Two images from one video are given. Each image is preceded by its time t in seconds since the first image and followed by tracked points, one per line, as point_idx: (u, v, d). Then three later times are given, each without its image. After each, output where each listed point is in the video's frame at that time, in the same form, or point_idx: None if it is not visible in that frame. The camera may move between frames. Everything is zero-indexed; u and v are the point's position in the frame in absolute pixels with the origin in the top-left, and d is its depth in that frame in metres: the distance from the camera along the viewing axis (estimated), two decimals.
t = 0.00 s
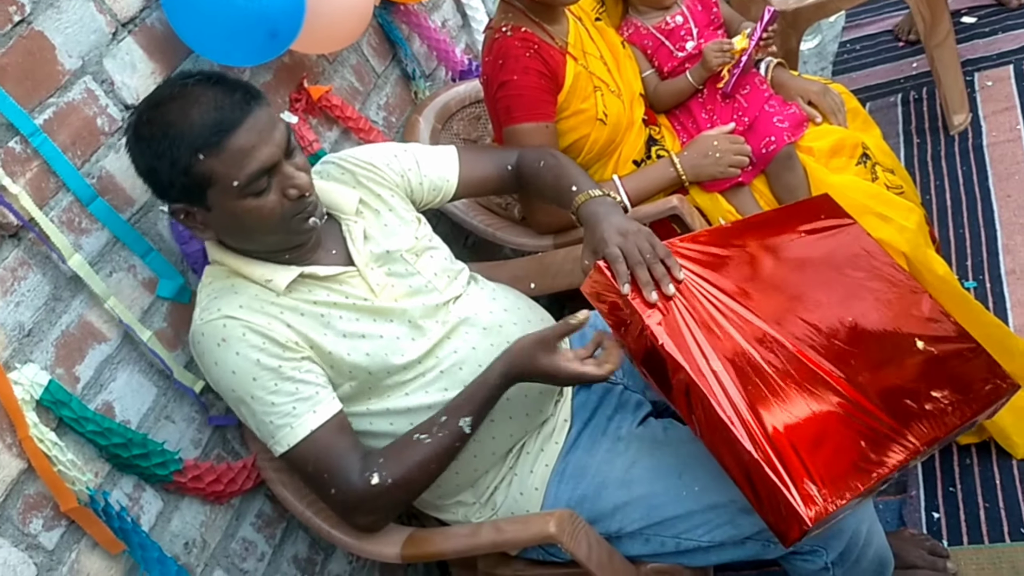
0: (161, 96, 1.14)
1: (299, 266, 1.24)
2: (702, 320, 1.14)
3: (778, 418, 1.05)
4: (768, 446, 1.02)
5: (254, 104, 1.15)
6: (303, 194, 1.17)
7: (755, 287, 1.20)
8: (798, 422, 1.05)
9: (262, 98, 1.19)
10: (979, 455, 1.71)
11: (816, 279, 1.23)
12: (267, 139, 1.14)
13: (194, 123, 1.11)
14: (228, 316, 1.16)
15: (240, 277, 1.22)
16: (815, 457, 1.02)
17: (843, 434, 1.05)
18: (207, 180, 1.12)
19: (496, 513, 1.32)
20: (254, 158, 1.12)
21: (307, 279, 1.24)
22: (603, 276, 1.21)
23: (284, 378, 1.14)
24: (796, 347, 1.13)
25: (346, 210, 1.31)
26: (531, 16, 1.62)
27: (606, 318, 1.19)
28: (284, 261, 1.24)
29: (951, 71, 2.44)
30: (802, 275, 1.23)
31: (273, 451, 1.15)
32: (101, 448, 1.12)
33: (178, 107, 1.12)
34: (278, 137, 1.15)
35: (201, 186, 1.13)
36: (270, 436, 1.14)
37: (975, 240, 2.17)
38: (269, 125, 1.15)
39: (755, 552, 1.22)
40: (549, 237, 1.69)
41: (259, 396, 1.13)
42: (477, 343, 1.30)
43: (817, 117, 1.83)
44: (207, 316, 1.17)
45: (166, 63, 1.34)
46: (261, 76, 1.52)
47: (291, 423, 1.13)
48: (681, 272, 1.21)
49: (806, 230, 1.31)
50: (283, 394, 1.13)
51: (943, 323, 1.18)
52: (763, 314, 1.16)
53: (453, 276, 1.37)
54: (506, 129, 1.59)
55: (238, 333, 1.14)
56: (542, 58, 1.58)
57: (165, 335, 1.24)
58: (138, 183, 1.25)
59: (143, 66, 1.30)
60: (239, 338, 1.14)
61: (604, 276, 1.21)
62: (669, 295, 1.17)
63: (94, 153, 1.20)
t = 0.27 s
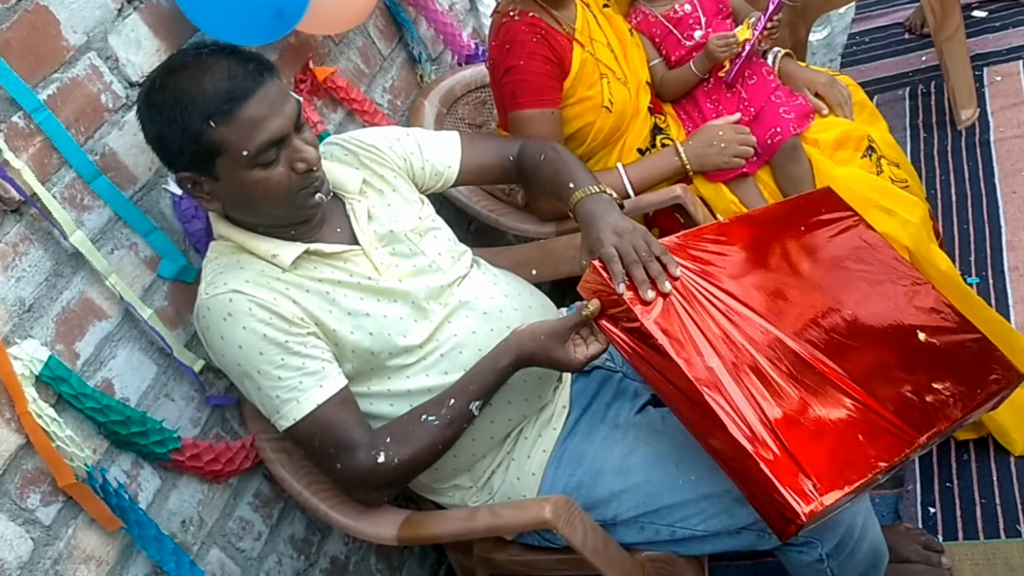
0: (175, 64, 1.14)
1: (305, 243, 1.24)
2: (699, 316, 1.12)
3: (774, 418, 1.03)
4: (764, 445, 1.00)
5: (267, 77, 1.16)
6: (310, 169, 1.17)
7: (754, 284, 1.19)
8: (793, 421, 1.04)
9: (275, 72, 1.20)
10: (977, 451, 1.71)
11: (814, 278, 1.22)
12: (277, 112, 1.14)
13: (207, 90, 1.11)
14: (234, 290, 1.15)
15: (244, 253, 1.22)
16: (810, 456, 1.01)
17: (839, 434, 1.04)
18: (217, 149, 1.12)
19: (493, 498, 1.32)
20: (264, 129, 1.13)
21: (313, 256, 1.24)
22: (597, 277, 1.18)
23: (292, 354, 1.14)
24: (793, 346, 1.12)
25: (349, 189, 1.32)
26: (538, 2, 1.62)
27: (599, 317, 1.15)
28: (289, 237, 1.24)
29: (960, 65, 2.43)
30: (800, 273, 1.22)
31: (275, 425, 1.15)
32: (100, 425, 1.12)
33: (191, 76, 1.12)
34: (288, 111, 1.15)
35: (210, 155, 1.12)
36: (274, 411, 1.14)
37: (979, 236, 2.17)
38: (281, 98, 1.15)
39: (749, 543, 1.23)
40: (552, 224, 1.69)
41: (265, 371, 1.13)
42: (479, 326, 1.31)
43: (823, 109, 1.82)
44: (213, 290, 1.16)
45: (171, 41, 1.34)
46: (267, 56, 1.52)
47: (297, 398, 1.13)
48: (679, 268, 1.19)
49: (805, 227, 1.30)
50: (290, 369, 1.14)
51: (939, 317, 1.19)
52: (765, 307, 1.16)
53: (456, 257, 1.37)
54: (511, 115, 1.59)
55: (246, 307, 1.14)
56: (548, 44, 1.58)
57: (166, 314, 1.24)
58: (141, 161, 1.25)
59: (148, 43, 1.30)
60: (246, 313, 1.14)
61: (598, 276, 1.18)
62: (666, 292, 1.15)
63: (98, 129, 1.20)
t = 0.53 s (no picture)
0: (187, 50, 1.13)
1: (306, 234, 1.23)
2: (686, 326, 1.12)
3: (764, 421, 1.03)
4: (754, 449, 1.00)
5: (278, 68, 1.15)
6: (316, 162, 1.17)
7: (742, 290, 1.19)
8: (785, 423, 1.03)
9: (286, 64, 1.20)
10: (976, 451, 1.71)
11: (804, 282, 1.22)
12: (288, 103, 1.14)
13: (219, 78, 1.11)
14: (235, 281, 1.15)
15: (245, 243, 1.21)
16: (801, 457, 1.00)
17: (833, 433, 1.03)
18: (226, 137, 1.11)
19: (490, 496, 1.32)
20: (273, 119, 1.12)
21: (314, 247, 1.23)
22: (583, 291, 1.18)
23: (288, 349, 1.14)
24: (781, 350, 1.12)
25: (347, 182, 1.31)
26: None
27: (585, 329, 1.16)
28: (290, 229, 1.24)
29: (961, 63, 2.42)
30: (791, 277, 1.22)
31: (266, 418, 1.15)
32: (97, 423, 1.12)
33: (203, 63, 1.11)
34: (297, 104, 1.15)
35: (218, 143, 1.12)
36: (266, 406, 1.14)
37: (979, 235, 2.16)
38: (291, 89, 1.15)
39: (746, 543, 1.22)
40: (550, 222, 1.67)
41: (262, 365, 1.13)
42: (478, 323, 1.30)
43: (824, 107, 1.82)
44: (213, 280, 1.16)
45: (169, 37, 1.33)
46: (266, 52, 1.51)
47: (290, 395, 1.13)
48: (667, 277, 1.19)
49: (798, 229, 1.30)
50: (286, 364, 1.13)
51: (935, 313, 1.19)
52: (757, 312, 1.16)
53: (456, 252, 1.37)
54: (510, 112, 1.58)
55: (245, 299, 1.14)
56: (548, 41, 1.57)
57: (164, 311, 1.24)
58: (139, 158, 1.25)
59: (146, 40, 1.29)
60: (246, 304, 1.13)
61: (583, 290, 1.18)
62: (652, 303, 1.15)
63: (96, 126, 1.20)
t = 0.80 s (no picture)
0: (191, 52, 1.13)
1: (302, 231, 1.23)
2: (688, 332, 1.13)
3: (772, 419, 1.03)
4: (763, 450, 1.00)
5: (283, 74, 1.15)
6: (316, 168, 1.17)
7: (742, 290, 1.20)
8: (793, 420, 1.03)
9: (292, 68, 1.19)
10: (976, 436, 1.71)
11: (805, 279, 1.22)
12: (291, 109, 1.13)
13: (224, 82, 1.11)
14: (228, 276, 1.15)
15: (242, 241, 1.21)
16: (812, 454, 1.00)
17: (843, 428, 1.03)
18: (227, 140, 1.11)
19: (493, 493, 1.32)
20: (275, 124, 1.12)
21: (310, 245, 1.23)
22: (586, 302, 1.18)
23: (280, 346, 1.14)
24: (786, 349, 1.12)
25: (343, 181, 1.32)
26: None
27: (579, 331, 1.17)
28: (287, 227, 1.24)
29: (954, 49, 2.43)
30: (790, 275, 1.23)
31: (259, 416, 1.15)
32: (98, 429, 1.12)
33: (206, 65, 1.11)
34: (300, 109, 1.15)
35: (218, 145, 1.12)
36: (257, 402, 1.14)
37: (976, 221, 2.16)
38: (294, 94, 1.15)
39: (750, 534, 1.23)
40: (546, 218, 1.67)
41: (253, 361, 1.13)
42: (475, 319, 1.30)
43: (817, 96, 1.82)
44: (209, 274, 1.16)
45: (160, 41, 1.33)
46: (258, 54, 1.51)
47: (281, 392, 1.13)
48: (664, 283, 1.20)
49: (795, 225, 1.31)
50: (278, 360, 1.13)
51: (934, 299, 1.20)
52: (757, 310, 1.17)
53: (452, 248, 1.37)
54: (504, 109, 1.58)
55: (239, 294, 1.14)
56: (540, 38, 1.57)
57: (162, 316, 1.24)
58: (133, 163, 1.25)
59: (137, 45, 1.29)
60: (240, 300, 1.14)
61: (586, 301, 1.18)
62: (655, 311, 1.16)
63: (89, 133, 1.20)
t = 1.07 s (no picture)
0: (195, 64, 1.13)
1: (300, 240, 1.24)
2: (686, 334, 1.13)
3: (773, 419, 1.03)
4: (766, 450, 1.00)
5: (287, 88, 1.15)
6: (317, 181, 1.18)
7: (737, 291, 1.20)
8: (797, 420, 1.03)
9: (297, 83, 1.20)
10: (975, 428, 1.72)
11: (797, 276, 1.23)
12: (293, 123, 1.14)
13: (228, 95, 1.11)
14: (227, 285, 1.15)
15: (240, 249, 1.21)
16: (819, 452, 1.00)
17: (844, 425, 1.03)
18: (229, 153, 1.12)
19: (496, 497, 1.33)
20: (278, 139, 1.13)
21: (308, 253, 1.24)
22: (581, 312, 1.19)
23: (277, 356, 1.14)
24: (784, 349, 1.12)
25: (340, 190, 1.32)
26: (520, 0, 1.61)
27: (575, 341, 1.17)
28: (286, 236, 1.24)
29: (944, 43, 2.44)
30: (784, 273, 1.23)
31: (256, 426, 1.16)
32: (101, 443, 1.12)
33: (210, 77, 1.12)
34: (303, 124, 1.16)
35: (219, 157, 1.12)
36: (254, 411, 1.15)
37: (969, 213, 2.17)
38: (298, 109, 1.16)
39: (752, 531, 1.23)
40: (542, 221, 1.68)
41: (250, 371, 1.13)
42: (472, 325, 1.31)
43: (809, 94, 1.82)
44: (207, 283, 1.16)
45: (153, 56, 1.34)
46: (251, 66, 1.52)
47: (277, 401, 1.14)
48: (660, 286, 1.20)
49: (785, 223, 1.32)
50: (274, 370, 1.14)
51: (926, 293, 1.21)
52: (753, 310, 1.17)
53: (448, 254, 1.38)
54: (497, 114, 1.58)
55: (238, 303, 1.14)
56: (531, 43, 1.58)
57: (161, 328, 1.24)
58: (129, 178, 1.25)
59: (130, 60, 1.30)
60: (238, 309, 1.14)
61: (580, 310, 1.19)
62: (652, 316, 1.16)
63: (85, 148, 1.20)
